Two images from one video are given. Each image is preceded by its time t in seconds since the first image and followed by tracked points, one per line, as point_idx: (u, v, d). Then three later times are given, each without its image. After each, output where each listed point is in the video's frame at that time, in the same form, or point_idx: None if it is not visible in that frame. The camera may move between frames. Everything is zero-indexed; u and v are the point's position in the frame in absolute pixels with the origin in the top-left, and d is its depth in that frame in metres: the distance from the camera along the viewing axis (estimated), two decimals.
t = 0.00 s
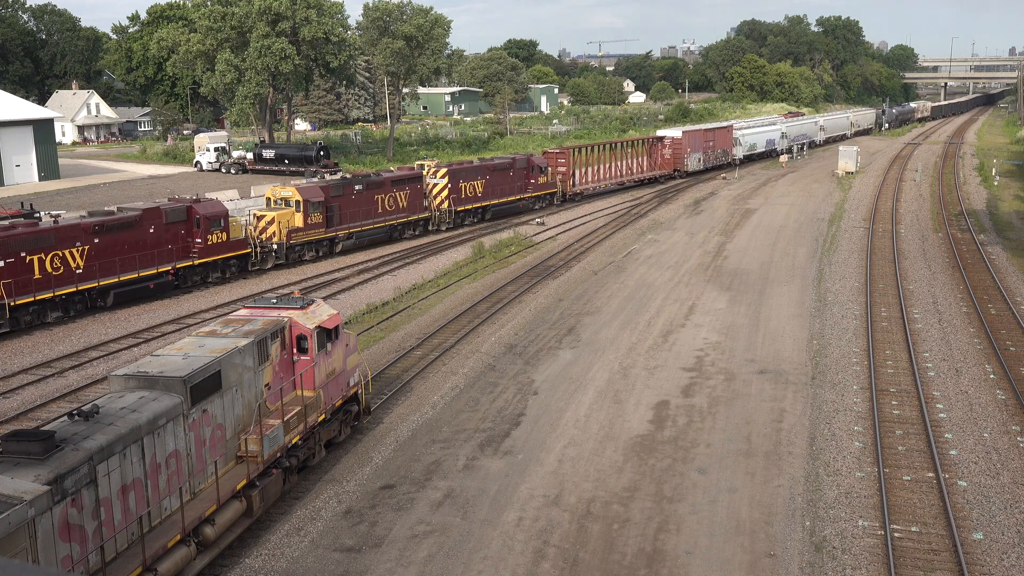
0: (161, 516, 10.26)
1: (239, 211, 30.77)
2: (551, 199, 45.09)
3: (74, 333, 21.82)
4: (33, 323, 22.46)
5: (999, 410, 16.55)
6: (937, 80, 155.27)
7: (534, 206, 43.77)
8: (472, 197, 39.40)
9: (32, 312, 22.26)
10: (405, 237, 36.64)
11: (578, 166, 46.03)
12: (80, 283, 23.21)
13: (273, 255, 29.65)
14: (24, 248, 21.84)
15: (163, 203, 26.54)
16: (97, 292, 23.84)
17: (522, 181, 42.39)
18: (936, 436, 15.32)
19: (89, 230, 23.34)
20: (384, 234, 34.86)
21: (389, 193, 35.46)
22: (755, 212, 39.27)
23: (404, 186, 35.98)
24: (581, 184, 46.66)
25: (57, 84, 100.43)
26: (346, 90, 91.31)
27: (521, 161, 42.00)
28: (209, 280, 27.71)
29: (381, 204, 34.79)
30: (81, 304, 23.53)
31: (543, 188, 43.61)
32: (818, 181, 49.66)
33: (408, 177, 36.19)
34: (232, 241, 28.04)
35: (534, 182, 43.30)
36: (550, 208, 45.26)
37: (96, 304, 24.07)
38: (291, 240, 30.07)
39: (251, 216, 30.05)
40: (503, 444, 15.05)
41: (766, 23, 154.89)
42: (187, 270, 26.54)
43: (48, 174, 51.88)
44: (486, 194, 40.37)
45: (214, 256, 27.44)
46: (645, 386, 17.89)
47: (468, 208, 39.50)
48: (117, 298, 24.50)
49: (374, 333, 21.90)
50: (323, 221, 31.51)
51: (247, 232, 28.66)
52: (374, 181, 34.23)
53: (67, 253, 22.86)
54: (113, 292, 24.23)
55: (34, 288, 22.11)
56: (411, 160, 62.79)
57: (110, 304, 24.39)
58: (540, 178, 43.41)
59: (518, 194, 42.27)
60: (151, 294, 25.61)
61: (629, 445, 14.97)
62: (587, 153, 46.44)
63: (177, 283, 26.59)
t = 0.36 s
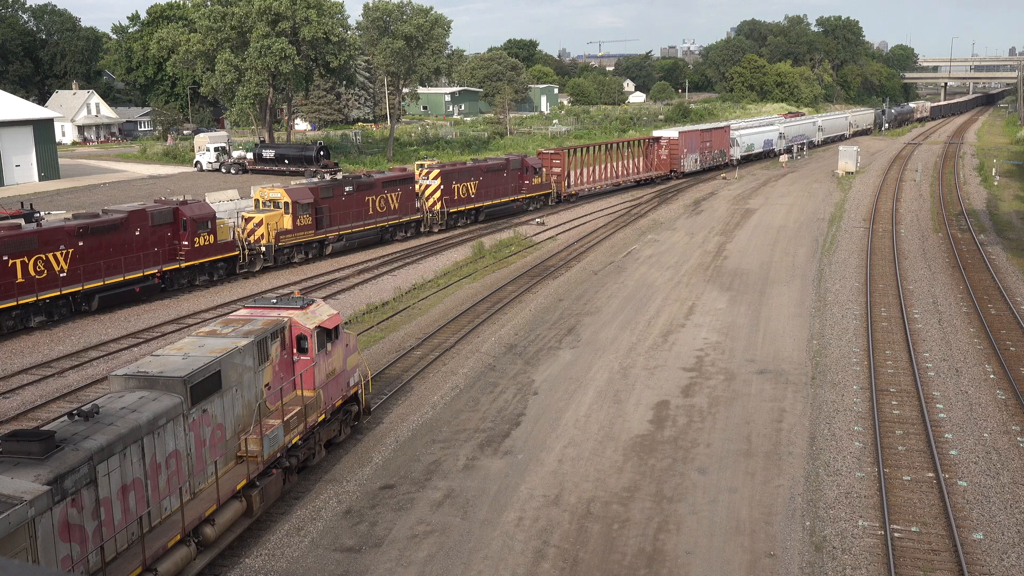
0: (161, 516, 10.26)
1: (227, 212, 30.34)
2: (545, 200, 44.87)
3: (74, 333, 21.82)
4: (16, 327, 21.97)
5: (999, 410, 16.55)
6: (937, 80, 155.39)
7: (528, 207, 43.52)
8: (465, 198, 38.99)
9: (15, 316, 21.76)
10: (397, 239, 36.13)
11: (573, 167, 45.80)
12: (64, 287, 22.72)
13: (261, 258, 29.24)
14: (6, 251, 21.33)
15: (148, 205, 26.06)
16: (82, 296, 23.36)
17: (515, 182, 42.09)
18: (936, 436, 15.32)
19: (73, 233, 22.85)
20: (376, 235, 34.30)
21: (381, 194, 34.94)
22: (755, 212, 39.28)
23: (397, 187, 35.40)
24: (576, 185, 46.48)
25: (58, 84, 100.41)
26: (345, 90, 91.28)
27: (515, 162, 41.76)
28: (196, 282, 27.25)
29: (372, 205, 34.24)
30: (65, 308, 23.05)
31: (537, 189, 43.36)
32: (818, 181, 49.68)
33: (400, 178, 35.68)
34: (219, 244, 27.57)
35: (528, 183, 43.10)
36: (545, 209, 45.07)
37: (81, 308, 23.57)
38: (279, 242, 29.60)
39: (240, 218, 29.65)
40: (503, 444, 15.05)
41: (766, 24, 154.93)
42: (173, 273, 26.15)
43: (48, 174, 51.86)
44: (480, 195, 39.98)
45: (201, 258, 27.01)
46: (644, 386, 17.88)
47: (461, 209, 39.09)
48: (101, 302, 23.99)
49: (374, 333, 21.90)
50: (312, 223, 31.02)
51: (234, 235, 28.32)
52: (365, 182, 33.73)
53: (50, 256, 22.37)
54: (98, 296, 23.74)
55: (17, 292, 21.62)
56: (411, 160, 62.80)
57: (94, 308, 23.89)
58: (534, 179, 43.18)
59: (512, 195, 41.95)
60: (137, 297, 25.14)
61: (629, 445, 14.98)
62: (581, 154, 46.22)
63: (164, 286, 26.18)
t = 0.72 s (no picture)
0: (161, 516, 10.25)
1: (213, 216, 29.80)
2: (539, 201, 44.54)
3: (73, 333, 21.77)
4: None
5: (999, 410, 16.55)
6: (937, 79, 155.47)
7: (523, 209, 43.20)
8: (458, 200, 38.68)
9: None
10: (388, 241, 35.72)
11: (568, 168, 45.52)
12: (47, 291, 22.21)
13: (249, 260, 28.76)
14: None
15: (134, 207, 25.52)
16: (65, 300, 22.85)
17: (509, 183, 41.83)
18: (937, 436, 15.32)
19: (56, 236, 22.33)
20: (367, 237, 33.84)
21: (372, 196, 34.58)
22: (755, 212, 39.28)
23: (387, 189, 35.12)
24: (571, 186, 45.99)
25: (58, 84, 100.37)
26: (345, 90, 91.28)
27: (509, 163, 41.45)
28: (183, 286, 26.78)
29: (362, 207, 33.87)
30: (48, 312, 22.56)
31: (531, 190, 43.05)
32: (818, 181, 49.69)
33: (391, 180, 35.39)
34: (205, 246, 27.09)
35: (522, 184, 42.77)
36: (539, 210, 44.79)
37: (64, 313, 23.07)
38: (267, 244, 29.14)
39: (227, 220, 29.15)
40: (503, 444, 15.06)
41: (766, 24, 154.97)
42: (160, 276, 25.68)
43: (48, 174, 51.83)
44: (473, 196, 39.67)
45: (188, 261, 26.54)
46: (644, 386, 17.88)
47: (454, 211, 38.76)
48: (86, 306, 23.46)
49: (373, 333, 21.89)
50: (302, 225, 30.58)
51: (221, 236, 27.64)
52: (354, 183, 33.37)
53: (33, 260, 21.85)
54: (82, 300, 23.23)
55: None
56: (411, 160, 62.80)
57: (78, 313, 23.38)
58: (528, 180, 42.82)
59: (506, 196, 41.67)
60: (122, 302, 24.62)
61: (629, 445, 14.97)
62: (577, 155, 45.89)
63: (150, 289, 25.73)
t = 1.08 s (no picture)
0: (161, 516, 10.25)
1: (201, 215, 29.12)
2: (534, 202, 44.37)
3: (74, 334, 21.85)
4: None
5: (999, 410, 16.55)
6: (937, 79, 155.57)
7: (517, 210, 42.93)
8: (450, 201, 38.16)
9: None
10: (378, 243, 35.10)
11: (563, 169, 45.26)
12: (31, 295, 21.78)
13: (236, 262, 28.28)
14: None
15: (119, 209, 25.08)
16: (49, 304, 22.41)
17: (503, 184, 41.39)
18: (937, 436, 15.32)
19: (40, 238, 21.90)
20: (357, 240, 33.18)
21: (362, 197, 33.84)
22: (755, 212, 39.30)
23: (378, 190, 34.46)
24: (565, 187, 45.76)
25: (57, 84, 100.34)
26: (346, 90, 91.31)
27: (503, 164, 41.02)
28: (169, 289, 26.35)
29: (353, 208, 33.09)
30: (31, 317, 22.14)
31: (525, 191, 42.81)
32: (818, 181, 49.71)
33: (382, 181, 34.70)
34: (192, 249, 26.45)
35: (516, 185, 42.47)
36: (533, 211, 44.65)
37: (48, 317, 22.68)
38: (255, 247, 28.52)
39: (213, 221, 28.45)
40: (503, 444, 15.06)
41: (766, 24, 155.04)
42: (145, 280, 25.24)
43: (48, 174, 51.82)
44: (466, 198, 39.14)
45: (175, 265, 26.02)
46: (645, 386, 17.88)
47: (447, 212, 38.26)
48: (70, 311, 23.04)
49: (374, 333, 21.90)
50: (290, 227, 29.94)
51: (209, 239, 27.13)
52: (345, 184, 32.64)
53: (16, 263, 21.40)
54: (66, 304, 22.81)
55: None
56: (411, 160, 62.80)
57: (63, 317, 22.97)
58: (522, 181, 42.58)
59: (499, 198, 41.26)
60: (107, 305, 24.20)
61: (629, 445, 14.98)
62: (572, 156, 45.60)
63: (135, 292, 25.27)
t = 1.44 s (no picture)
0: (161, 516, 10.24)
1: (187, 219, 28.80)
2: (528, 203, 44.12)
3: (74, 333, 21.86)
4: None
5: (999, 410, 16.55)
6: (937, 79, 155.62)
7: (510, 211, 42.70)
8: (442, 202, 37.94)
9: None
10: (369, 245, 34.62)
11: (558, 170, 44.99)
12: (13, 299, 21.32)
13: (224, 265, 27.95)
14: None
15: (103, 212, 24.68)
16: (32, 309, 21.94)
17: (496, 185, 41.24)
18: (937, 436, 15.32)
19: (22, 241, 21.47)
20: (348, 242, 32.85)
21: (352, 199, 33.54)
22: (755, 212, 39.31)
23: (369, 191, 34.15)
24: (561, 188, 45.33)
25: (58, 84, 100.34)
26: (346, 90, 91.33)
27: (496, 165, 40.80)
28: (155, 293, 25.90)
29: (343, 210, 32.83)
30: (13, 321, 21.66)
31: (519, 192, 42.61)
32: (817, 181, 49.72)
33: (373, 182, 34.47)
34: (179, 251, 26.09)
35: (510, 187, 42.28)
36: (528, 212, 44.41)
37: (31, 321, 22.18)
38: (243, 249, 28.25)
39: (201, 224, 28.29)
40: (503, 444, 15.06)
41: (766, 24, 155.07)
42: (131, 283, 24.81)
43: (48, 174, 51.84)
44: (458, 199, 38.93)
45: (161, 268, 25.60)
46: (644, 386, 17.88)
47: (439, 214, 37.99)
48: (54, 315, 22.56)
49: (374, 333, 21.90)
50: (279, 229, 29.62)
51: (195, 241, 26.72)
52: (335, 186, 32.38)
53: None
54: (50, 307, 22.34)
55: None
56: (411, 160, 62.78)
57: (46, 321, 22.49)
58: (516, 183, 42.40)
59: (493, 199, 41.10)
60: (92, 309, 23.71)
61: (629, 445, 14.98)
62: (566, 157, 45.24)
63: (121, 296, 24.84)
